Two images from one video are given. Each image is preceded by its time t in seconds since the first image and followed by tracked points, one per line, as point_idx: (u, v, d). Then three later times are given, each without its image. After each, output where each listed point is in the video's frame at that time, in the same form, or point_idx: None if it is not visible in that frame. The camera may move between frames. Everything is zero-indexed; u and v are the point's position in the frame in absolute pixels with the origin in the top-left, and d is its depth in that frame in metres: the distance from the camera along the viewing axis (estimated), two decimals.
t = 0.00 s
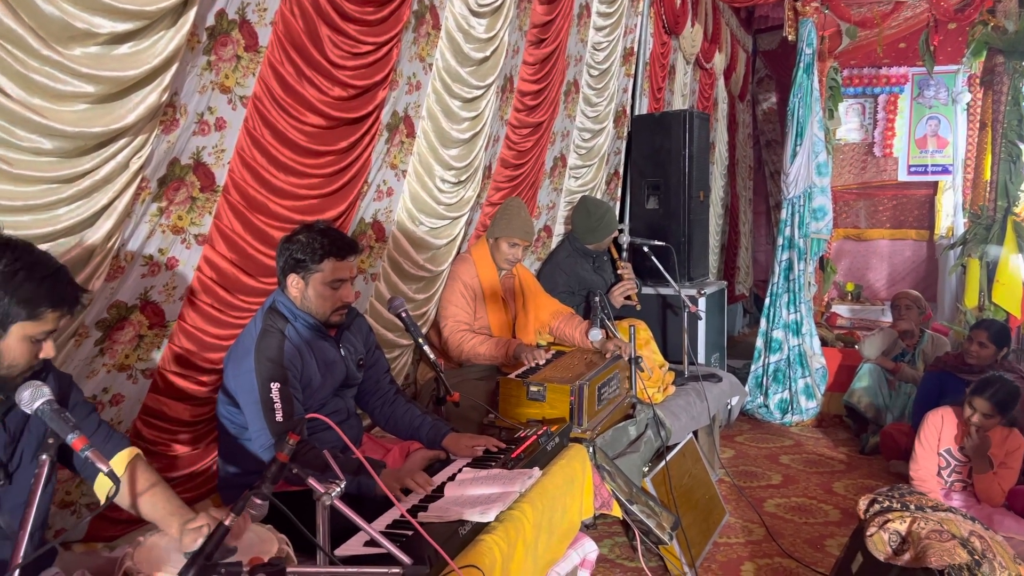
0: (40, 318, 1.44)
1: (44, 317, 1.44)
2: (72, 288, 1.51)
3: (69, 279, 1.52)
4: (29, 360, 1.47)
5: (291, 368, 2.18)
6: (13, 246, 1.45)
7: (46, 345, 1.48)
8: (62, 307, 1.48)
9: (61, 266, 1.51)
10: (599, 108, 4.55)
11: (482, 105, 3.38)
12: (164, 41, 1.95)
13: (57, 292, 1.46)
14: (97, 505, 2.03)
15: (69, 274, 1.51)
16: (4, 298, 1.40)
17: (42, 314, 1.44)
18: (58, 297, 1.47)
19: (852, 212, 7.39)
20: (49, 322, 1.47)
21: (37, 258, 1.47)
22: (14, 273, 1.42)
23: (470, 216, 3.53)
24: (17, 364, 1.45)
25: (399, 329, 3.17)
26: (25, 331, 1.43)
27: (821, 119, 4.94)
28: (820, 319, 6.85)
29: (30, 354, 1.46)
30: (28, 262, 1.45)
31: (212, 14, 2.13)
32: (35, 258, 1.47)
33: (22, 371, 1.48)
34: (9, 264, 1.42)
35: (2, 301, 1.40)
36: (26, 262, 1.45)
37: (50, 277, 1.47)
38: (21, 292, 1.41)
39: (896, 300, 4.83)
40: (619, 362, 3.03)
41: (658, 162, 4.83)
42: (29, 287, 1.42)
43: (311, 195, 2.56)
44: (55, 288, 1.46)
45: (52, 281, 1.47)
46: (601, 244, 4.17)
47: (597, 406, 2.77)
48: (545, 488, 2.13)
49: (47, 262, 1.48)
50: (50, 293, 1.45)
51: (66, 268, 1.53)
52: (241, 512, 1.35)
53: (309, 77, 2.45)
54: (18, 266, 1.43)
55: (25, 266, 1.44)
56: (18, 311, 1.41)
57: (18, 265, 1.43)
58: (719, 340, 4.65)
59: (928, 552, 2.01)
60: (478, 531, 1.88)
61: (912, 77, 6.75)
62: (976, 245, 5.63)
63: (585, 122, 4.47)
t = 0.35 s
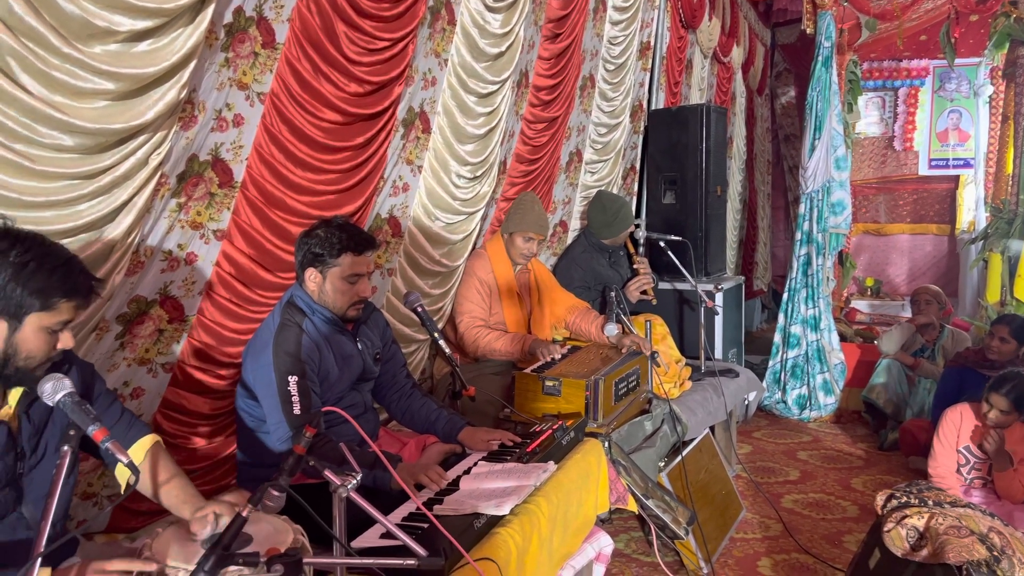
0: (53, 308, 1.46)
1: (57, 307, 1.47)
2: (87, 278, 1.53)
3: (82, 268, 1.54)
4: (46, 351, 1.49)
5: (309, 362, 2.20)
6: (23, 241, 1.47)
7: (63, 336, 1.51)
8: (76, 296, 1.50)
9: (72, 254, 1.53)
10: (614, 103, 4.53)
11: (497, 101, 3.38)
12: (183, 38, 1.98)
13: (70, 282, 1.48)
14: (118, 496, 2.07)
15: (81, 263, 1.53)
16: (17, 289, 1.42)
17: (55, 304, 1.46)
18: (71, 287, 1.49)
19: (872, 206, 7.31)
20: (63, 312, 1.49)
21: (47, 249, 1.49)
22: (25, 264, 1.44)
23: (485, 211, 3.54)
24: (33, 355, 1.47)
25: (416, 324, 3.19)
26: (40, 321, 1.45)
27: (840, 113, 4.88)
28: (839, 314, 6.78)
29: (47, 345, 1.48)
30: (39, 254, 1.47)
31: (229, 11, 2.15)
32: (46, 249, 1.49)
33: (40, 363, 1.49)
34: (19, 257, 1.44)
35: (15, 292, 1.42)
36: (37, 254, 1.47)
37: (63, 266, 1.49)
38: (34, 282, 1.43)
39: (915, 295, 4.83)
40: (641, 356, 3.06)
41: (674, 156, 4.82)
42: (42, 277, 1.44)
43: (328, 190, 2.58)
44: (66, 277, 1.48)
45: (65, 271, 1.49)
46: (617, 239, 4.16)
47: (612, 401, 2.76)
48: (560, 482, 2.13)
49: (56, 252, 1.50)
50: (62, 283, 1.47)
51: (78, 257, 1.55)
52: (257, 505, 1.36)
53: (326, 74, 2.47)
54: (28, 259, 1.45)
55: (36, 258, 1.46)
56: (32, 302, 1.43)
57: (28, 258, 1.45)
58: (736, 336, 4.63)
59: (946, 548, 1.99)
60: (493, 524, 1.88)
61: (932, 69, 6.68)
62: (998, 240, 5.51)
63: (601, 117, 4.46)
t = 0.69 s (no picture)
0: (66, 292, 1.48)
1: (70, 290, 1.48)
2: (97, 261, 1.53)
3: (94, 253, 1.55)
4: (62, 337, 1.51)
5: (325, 357, 2.21)
6: (32, 228, 1.49)
7: (77, 321, 1.52)
8: (87, 279, 1.51)
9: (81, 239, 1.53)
10: (629, 98, 4.52)
11: (511, 96, 3.38)
12: (199, 35, 1.99)
13: (80, 265, 1.49)
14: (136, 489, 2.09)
15: (90, 246, 1.53)
16: (27, 274, 1.44)
17: (67, 287, 1.48)
18: (83, 270, 1.50)
19: (890, 201, 7.24)
20: (75, 296, 1.50)
21: (54, 233, 1.51)
22: (33, 249, 1.45)
23: (499, 207, 3.54)
24: (49, 341, 1.49)
25: (430, 320, 3.20)
26: (54, 305, 1.47)
27: (856, 107, 4.84)
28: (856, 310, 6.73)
29: (62, 331, 1.50)
30: (48, 238, 1.48)
31: (244, 8, 2.16)
32: (53, 234, 1.51)
33: (58, 347, 1.51)
34: (27, 242, 1.46)
35: (28, 279, 1.44)
36: (45, 238, 1.49)
37: (72, 250, 1.49)
38: (43, 266, 1.45)
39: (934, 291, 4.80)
40: (655, 352, 3.05)
41: (689, 151, 4.80)
42: (51, 261, 1.45)
43: (343, 186, 2.59)
44: (76, 261, 1.49)
45: (74, 254, 1.49)
46: (631, 235, 4.15)
47: (626, 396, 2.76)
48: (574, 477, 2.13)
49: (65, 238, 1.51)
50: (74, 266, 1.48)
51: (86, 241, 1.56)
52: (273, 498, 1.36)
53: (340, 70, 2.48)
54: (36, 243, 1.46)
55: (44, 242, 1.47)
56: (44, 286, 1.45)
57: (37, 242, 1.47)
58: (752, 332, 4.60)
59: (962, 545, 1.97)
60: (507, 518, 1.88)
61: (952, 62, 6.61)
62: (1018, 235, 5.37)
63: (615, 112, 4.45)
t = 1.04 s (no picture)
0: (120, 307, 1.48)
1: (124, 306, 1.48)
2: (153, 281, 1.54)
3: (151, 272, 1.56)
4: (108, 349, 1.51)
5: (344, 351, 2.23)
6: (99, 241, 1.49)
7: (125, 334, 1.52)
8: (141, 297, 1.51)
9: (145, 260, 1.54)
10: (647, 92, 4.50)
11: (528, 90, 3.38)
12: (219, 31, 2.02)
13: (138, 284, 1.50)
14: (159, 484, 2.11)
15: (151, 269, 1.54)
16: (89, 285, 1.44)
17: (122, 304, 1.48)
18: (138, 287, 1.50)
19: (913, 195, 7.16)
20: (128, 312, 1.50)
21: (122, 249, 1.51)
22: (100, 263, 1.46)
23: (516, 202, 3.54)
24: (95, 350, 1.49)
25: (448, 314, 3.21)
26: (105, 319, 1.47)
27: (878, 99, 4.76)
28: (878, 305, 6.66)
29: (109, 343, 1.50)
30: (114, 254, 1.49)
31: (263, 5, 2.18)
32: (121, 250, 1.51)
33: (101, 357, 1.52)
34: (95, 256, 1.46)
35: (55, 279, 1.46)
36: (112, 253, 1.49)
37: (135, 269, 1.50)
38: (105, 281, 1.45)
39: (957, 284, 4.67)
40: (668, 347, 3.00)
41: (709, 145, 4.77)
42: (113, 277, 1.46)
43: (362, 181, 2.60)
44: (136, 280, 1.50)
45: (136, 274, 1.50)
46: (648, 229, 4.14)
47: (644, 390, 2.75)
48: (592, 471, 2.13)
49: (130, 256, 1.52)
50: (132, 283, 1.49)
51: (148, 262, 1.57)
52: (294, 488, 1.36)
53: (359, 66, 2.49)
54: (103, 257, 1.47)
55: (110, 258, 1.48)
56: (101, 299, 1.45)
57: (104, 256, 1.47)
58: (771, 326, 4.57)
59: (984, 541, 1.97)
60: (525, 510, 1.89)
61: (976, 54, 6.53)
62: None
63: (633, 106, 4.43)
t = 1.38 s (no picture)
0: (159, 321, 1.50)
1: (162, 320, 1.50)
2: (197, 297, 1.56)
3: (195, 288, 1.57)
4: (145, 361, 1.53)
5: (361, 346, 2.25)
6: (150, 254, 1.51)
7: (161, 345, 1.54)
8: (181, 313, 1.52)
9: (190, 274, 1.56)
10: (662, 86, 4.48)
11: (543, 86, 3.37)
12: (236, 28, 2.03)
13: (179, 299, 1.51)
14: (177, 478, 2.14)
15: (196, 284, 1.55)
16: (131, 298, 1.46)
17: (161, 317, 1.50)
18: (179, 303, 1.51)
19: (931, 189, 7.05)
20: (166, 326, 1.52)
21: (169, 264, 1.53)
22: (145, 276, 1.47)
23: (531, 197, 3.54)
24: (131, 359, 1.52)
25: (462, 309, 3.21)
26: (144, 330, 1.49)
27: (896, 92, 4.73)
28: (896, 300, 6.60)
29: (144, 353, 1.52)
30: (160, 268, 1.50)
31: (279, 2, 2.19)
32: (167, 265, 1.53)
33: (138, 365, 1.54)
34: (142, 268, 1.48)
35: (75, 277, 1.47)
36: (158, 267, 1.51)
37: (179, 282, 1.52)
38: (147, 294, 1.47)
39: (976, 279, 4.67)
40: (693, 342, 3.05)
41: (725, 139, 4.74)
42: (156, 290, 1.47)
43: (377, 177, 2.61)
44: (178, 295, 1.51)
45: (180, 287, 1.52)
46: (663, 224, 4.13)
47: (660, 386, 2.76)
48: (607, 466, 2.13)
49: (176, 271, 1.53)
50: (174, 298, 1.50)
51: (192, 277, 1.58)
52: (312, 482, 1.38)
53: (374, 62, 2.50)
54: (150, 270, 1.48)
55: (156, 271, 1.49)
56: (141, 311, 1.47)
57: (150, 269, 1.49)
58: (788, 322, 4.55)
59: (1004, 537, 1.94)
60: (540, 505, 1.89)
61: (996, 46, 6.47)
62: None
63: (648, 101, 4.41)
